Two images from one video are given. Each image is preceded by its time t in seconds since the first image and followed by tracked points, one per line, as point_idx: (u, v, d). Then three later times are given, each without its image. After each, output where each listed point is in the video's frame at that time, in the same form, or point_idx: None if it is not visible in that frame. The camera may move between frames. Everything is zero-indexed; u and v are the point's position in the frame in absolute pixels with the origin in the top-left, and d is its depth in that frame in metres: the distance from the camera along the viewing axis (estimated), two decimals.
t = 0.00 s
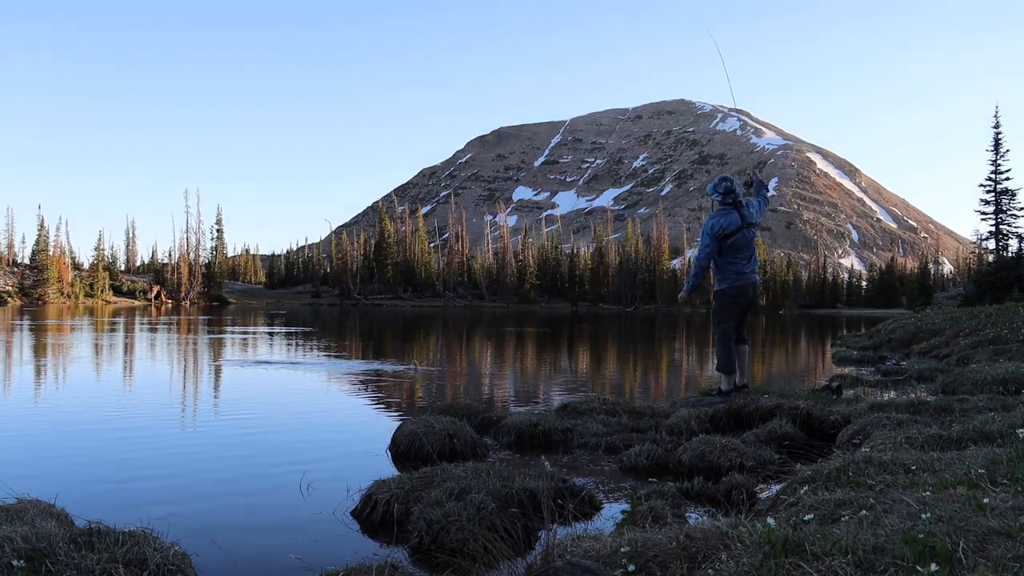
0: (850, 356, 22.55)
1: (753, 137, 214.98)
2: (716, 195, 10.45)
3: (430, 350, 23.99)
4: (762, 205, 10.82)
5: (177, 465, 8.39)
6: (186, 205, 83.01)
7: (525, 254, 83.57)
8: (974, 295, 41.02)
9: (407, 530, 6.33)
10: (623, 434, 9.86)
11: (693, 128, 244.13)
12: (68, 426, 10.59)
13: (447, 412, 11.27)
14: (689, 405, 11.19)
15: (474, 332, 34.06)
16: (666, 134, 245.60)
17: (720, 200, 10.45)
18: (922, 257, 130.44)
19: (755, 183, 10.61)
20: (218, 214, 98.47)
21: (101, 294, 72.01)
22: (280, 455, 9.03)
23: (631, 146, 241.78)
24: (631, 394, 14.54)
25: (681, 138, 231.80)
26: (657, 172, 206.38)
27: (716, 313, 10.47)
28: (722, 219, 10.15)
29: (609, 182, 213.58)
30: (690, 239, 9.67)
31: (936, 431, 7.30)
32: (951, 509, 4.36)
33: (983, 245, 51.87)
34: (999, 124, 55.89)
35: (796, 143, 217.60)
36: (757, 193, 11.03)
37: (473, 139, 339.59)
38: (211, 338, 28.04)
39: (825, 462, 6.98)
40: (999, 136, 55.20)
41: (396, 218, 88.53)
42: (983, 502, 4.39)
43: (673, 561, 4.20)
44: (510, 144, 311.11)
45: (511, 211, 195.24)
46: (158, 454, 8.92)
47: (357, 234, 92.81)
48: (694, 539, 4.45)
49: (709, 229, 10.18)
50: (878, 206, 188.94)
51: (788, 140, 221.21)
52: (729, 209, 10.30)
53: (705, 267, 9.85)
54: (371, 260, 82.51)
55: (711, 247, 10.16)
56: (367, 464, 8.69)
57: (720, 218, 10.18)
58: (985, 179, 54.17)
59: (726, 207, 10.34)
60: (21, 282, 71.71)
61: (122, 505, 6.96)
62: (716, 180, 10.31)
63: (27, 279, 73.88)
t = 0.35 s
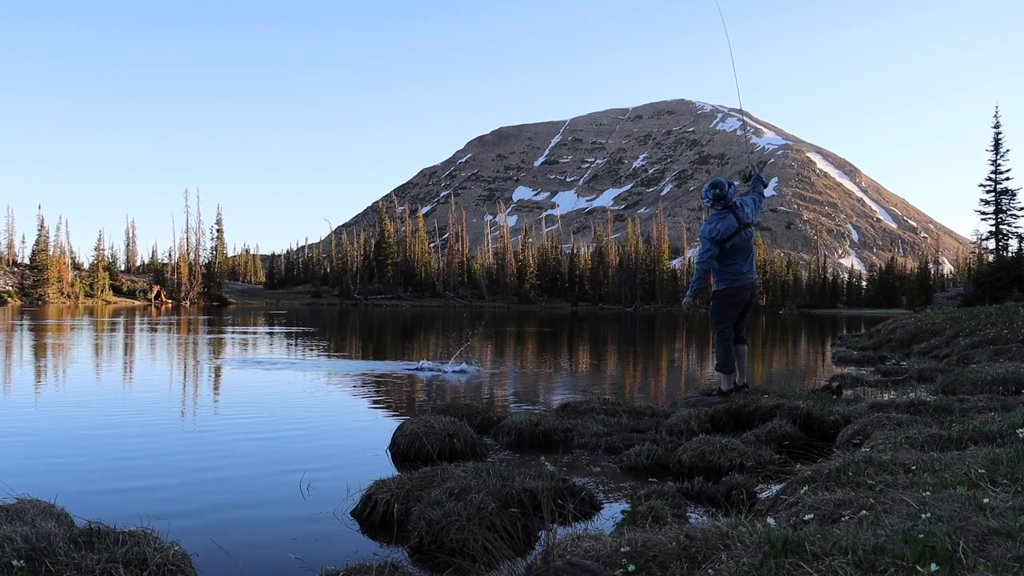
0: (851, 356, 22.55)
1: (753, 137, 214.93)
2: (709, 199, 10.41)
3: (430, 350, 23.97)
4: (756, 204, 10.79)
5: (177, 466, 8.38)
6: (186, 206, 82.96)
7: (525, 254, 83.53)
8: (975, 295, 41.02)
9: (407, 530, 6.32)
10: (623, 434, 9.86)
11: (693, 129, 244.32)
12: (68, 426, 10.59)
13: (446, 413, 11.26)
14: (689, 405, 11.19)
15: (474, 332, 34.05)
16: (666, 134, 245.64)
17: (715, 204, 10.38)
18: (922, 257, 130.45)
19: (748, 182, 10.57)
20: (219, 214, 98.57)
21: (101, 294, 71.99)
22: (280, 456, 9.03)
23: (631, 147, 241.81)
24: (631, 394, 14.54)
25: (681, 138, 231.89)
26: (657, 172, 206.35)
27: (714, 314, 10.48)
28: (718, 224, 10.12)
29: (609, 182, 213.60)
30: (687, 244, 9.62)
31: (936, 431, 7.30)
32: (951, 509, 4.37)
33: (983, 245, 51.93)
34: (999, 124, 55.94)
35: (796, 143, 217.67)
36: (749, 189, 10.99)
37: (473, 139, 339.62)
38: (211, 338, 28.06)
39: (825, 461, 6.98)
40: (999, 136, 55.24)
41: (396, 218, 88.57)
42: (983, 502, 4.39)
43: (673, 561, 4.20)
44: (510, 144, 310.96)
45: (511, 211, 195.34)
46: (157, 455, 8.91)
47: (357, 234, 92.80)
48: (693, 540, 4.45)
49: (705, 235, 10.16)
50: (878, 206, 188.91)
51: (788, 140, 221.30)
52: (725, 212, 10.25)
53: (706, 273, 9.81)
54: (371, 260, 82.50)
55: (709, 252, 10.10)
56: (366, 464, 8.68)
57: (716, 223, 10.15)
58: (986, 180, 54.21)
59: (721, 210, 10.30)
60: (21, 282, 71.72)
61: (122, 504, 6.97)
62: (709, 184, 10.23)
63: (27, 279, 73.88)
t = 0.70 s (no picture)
0: (851, 356, 22.54)
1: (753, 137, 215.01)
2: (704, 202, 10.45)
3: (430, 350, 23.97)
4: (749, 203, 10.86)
5: (176, 467, 8.38)
6: (186, 206, 82.93)
7: (525, 254, 83.52)
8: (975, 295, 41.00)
9: (407, 530, 6.32)
10: (623, 434, 9.86)
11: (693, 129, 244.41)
12: (68, 426, 10.59)
13: (447, 413, 11.26)
14: (689, 405, 11.19)
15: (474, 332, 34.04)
16: (666, 134, 245.63)
17: (711, 205, 10.40)
18: (922, 257, 130.48)
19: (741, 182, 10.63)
20: (219, 214, 98.44)
21: (100, 294, 71.95)
22: (280, 456, 9.02)
23: (631, 147, 241.76)
24: (632, 394, 14.54)
25: (681, 138, 231.79)
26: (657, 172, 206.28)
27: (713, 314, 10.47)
28: (718, 225, 10.12)
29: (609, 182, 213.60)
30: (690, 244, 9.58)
31: (936, 431, 7.30)
32: (951, 509, 4.37)
33: (983, 245, 51.92)
34: (999, 124, 55.95)
35: (796, 143, 217.71)
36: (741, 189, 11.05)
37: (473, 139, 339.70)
38: (211, 338, 28.05)
39: (824, 461, 6.99)
40: (999, 136, 55.22)
41: (396, 218, 88.59)
42: (983, 503, 4.39)
43: (673, 561, 4.20)
44: (510, 143, 310.87)
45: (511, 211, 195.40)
46: (157, 455, 8.91)
47: (357, 234, 92.82)
48: (693, 541, 4.45)
49: (706, 236, 10.14)
50: (877, 206, 188.87)
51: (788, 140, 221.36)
52: (722, 213, 10.27)
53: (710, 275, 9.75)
54: (371, 260, 82.48)
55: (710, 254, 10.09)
56: (367, 464, 8.69)
57: (715, 224, 10.16)
58: (986, 180, 54.21)
59: (719, 212, 10.30)
60: (21, 282, 71.72)
61: (123, 506, 6.95)
62: (706, 186, 10.24)
63: (27, 279, 73.81)
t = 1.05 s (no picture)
0: (851, 356, 22.55)
1: (753, 137, 215.15)
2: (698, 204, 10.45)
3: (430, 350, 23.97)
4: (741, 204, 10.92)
5: (178, 466, 8.39)
6: (186, 206, 82.91)
7: (525, 254, 83.51)
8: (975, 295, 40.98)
9: (407, 530, 6.32)
10: (623, 434, 9.86)
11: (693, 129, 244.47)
12: (68, 426, 10.59)
13: (447, 412, 11.27)
14: (689, 405, 11.20)
15: (474, 332, 34.06)
16: (666, 134, 245.58)
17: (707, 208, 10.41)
18: (922, 256, 130.44)
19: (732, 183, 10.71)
20: (219, 214, 98.41)
21: (101, 294, 71.93)
22: (280, 456, 9.01)
23: (631, 146, 241.76)
24: (632, 394, 14.55)
25: (681, 138, 231.78)
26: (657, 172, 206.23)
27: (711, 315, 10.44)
28: (718, 226, 10.10)
29: (609, 181, 213.59)
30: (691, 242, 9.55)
31: (937, 431, 7.29)
32: (951, 509, 4.37)
33: (983, 245, 51.88)
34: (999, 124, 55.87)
35: (796, 143, 217.55)
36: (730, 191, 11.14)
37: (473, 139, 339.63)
38: (211, 338, 28.05)
39: (825, 461, 6.98)
40: (999, 136, 55.14)
41: (395, 218, 88.61)
42: (983, 502, 4.39)
43: (673, 561, 4.20)
44: (510, 143, 310.77)
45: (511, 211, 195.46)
46: (157, 455, 8.91)
47: (357, 234, 92.80)
48: (694, 540, 4.45)
49: (707, 237, 10.09)
50: (878, 206, 188.71)
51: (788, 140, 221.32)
52: (719, 214, 10.29)
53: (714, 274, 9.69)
54: (371, 260, 82.46)
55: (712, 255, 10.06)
56: (367, 464, 8.68)
57: (713, 225, 10.14)
58: (986, 180, 54.17)
59: (715, 214, 10.31)
60: (21, 282, 71.76)
61: (123, 505, 6.96)
62: (702, 187, 10.25)
63: (27, 279, 73.83)
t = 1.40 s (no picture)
0: (851, 356, 22.55)
1: (753, 137, 215.32)
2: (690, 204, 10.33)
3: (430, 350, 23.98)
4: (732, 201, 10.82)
5: (178, 466, 8.39)
6: (186, 206, 82.90)
7: (525, 254, 83.54)
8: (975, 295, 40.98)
9: (407, 530, 6.33)
10: (623, 434, 9.86)
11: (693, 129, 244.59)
12: (68, 426, 10.60)
13: (447, 413, 11.27)
14: (689, 405, 11.20)
15: (475, 332, 34.05)
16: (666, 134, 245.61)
17: (699, 206, 10.29)
18: (922, 256, 130.51)
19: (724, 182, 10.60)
20: (219, 214, 98.35)
21: (101, 294, 71.90)
22: (281, 456, 9.00)
23: (631, 146, 241.79)
24: (632, 394, 14.54)
25: (681, 138, 231.75)
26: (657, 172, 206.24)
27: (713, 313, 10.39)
28: (714, 223, 9.99)
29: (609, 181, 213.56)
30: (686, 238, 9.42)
31: (937, 431, 7.30)
32: (951, 509, 4.37)
33: (983, 245, 51.93)
34: (1000, 124, 55.94)
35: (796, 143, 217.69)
36: (720, 189, 11.04)
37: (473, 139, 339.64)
38: (211, 338, 28.06)
39: (825, 462, 6.98)
40: (999, 136, 55.21)
41: (395, 218, 88.66)
42: (983, 502, 4.39)
43: (673, 561, 4.20)
44: (510, 143, 310.76)
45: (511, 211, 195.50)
46: (156, 455, 8.93)
47: (357, 234, 92.81)
48: (694, 539, 4.45)
49: (703, 234, 9.94)
50: (878, 206, 188.69)
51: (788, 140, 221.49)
52: (714, 211, 10.16)
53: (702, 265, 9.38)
54: (371, 260, 82.45)
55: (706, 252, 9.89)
56: (366, 464, 8.68)
57: (709, 223, 10.01)
58: (986, 179, 54.25)
59: (708, 211, 10.18)
60: (21, 282, 71.77)
61: (125, 505, 6.96)
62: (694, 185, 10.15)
63: (27, 279, 73.85)
